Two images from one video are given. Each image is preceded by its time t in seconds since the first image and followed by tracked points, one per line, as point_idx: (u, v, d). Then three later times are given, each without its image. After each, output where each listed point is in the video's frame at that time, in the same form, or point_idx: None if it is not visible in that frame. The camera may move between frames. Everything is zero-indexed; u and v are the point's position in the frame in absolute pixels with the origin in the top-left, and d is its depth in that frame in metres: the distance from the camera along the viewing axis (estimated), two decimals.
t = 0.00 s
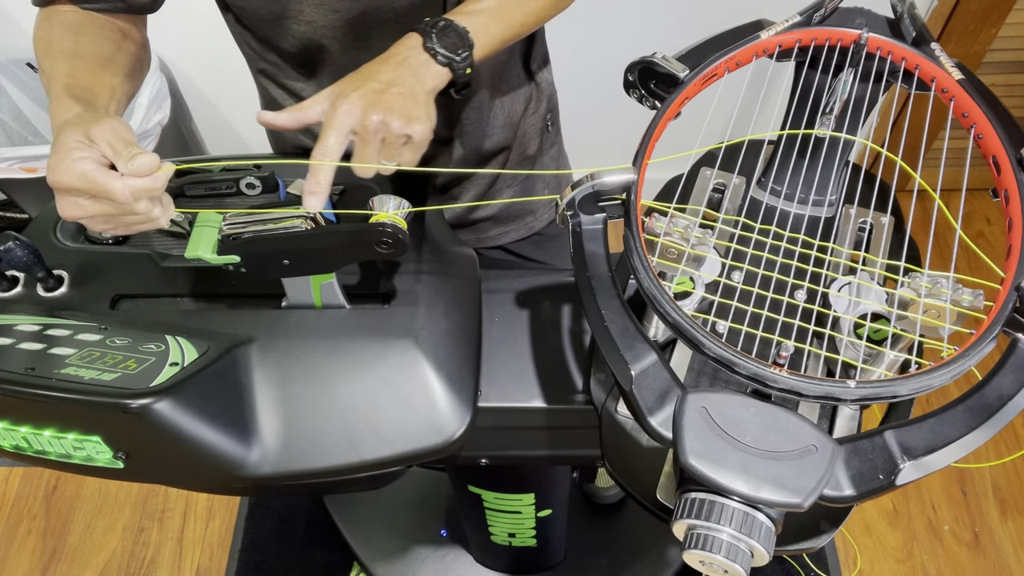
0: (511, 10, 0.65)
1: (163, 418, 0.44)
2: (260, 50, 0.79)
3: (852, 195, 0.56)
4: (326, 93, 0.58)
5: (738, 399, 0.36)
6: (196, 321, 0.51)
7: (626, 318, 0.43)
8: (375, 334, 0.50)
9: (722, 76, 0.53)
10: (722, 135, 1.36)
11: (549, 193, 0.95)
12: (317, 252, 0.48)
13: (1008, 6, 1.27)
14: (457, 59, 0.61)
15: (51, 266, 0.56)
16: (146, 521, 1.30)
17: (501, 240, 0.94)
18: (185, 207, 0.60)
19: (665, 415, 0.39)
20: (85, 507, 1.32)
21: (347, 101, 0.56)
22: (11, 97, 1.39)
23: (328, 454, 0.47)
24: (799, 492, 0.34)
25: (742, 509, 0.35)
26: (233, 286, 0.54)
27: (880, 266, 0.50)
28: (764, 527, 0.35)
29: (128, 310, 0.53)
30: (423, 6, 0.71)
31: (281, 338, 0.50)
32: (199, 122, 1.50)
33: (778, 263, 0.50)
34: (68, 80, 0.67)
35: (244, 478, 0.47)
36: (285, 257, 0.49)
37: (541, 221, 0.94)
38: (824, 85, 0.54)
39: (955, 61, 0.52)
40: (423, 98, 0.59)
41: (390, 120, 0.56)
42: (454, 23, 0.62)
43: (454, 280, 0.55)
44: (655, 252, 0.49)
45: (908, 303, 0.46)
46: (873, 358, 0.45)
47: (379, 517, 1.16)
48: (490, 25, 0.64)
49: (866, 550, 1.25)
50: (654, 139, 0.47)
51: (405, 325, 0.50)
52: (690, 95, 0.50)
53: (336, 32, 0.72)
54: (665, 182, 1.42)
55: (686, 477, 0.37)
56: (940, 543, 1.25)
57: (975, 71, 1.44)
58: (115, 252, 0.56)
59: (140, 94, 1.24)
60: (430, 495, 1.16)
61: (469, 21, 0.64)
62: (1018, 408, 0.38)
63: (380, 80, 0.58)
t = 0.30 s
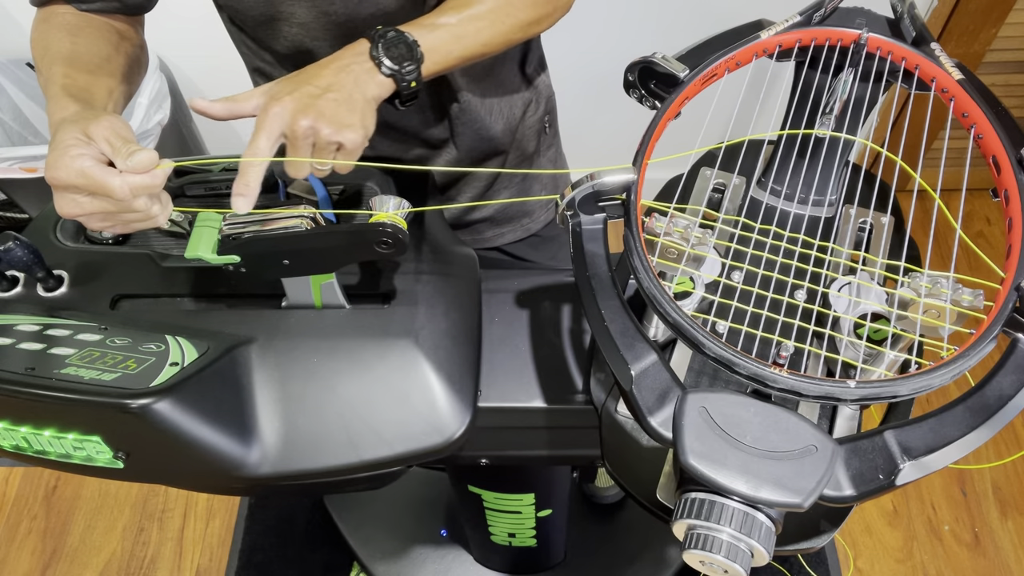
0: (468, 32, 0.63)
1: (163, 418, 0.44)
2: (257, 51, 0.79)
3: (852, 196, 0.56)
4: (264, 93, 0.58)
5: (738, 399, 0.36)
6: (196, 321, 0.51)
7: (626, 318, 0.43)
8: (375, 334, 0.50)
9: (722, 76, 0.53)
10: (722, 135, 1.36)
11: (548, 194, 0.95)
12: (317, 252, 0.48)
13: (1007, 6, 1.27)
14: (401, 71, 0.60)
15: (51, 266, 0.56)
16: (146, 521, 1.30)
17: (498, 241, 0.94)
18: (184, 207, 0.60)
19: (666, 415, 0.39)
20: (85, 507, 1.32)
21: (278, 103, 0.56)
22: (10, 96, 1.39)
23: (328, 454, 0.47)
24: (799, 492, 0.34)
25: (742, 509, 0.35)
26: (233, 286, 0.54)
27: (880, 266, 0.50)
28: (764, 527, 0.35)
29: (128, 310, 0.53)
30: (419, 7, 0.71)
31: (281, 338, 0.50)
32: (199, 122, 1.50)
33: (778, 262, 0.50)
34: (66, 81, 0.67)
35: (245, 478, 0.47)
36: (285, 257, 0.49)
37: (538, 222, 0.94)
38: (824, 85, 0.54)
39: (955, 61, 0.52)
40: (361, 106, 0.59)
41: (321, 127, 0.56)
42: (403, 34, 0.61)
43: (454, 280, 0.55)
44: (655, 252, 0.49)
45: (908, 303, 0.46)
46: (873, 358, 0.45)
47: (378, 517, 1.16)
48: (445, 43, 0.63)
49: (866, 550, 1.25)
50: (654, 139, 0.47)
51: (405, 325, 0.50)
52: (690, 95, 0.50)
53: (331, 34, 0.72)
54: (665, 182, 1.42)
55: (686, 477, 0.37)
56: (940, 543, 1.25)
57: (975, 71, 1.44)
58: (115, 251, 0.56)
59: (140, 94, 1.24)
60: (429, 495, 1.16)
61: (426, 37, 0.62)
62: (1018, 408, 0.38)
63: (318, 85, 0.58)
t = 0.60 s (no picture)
0: (435, 48, 0.63)
1: (163, 418, 0.44)
2: (257, 52, 0.79)
3: (852, 195, 0.56)
4: (220, 97, 0.62)
5: (738, 399, 0.36)
6: (196, 321, 0.51)
7: (627, 318, 0.43)
8: (375, 334, 0.50)
9: (722, 76, 0.53)
10: (722, 135, 1.36)
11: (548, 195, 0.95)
12: (316, 252, 0.48)
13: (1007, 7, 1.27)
14: (358, 83, 0.61)
15: (51, 266, 0.55)
16: (146, 521, 1.30)
17: (498, 242, 0.94)
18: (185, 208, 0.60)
19: (666, 415, 0.39)
20: (85, 507, 1.32)
21: (229, 109, 0.59)
22: (10, 96, 1.39)
23: (328, 454, 0.47)
24: (799, 493, 0.34)
25: (742, 509, 0.35)
26: (233, 286, 0.54)
27: (880, 266, 0.50)
28: (764, 527, 0.35)
29: (128, 310, 0.53)
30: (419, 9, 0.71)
31: (281, 338, 0.50)
32: (199, 122, 1.50)
33: (778, 262, 0.50)
34: (66, 84, 0.67)
35: (244, 478, 0.47)
36: (285, 257, 0.49)
37: (538, 224, 0.94)
38: (824, 85, 0.54)
39: (955, 61, 0.52)
40: (315, 116, 0.61)
41: (267, 135, 0.58)
42: (366, 46, 0.62)
43: (454, 280, 0.55)
44: (655, 252, 0.49)
45: (908, 303, 0.46)
46: (873, 358, 0.45)
47: (378, 517, 1.16)
48: (411, 58, 0.63)
49: (866, 550, 1.25)
50: (654, 139, 0.47)
51: (405, 325, 0.50)
52: (690, 95, 0.50)
53: (329, 36, 0.72)
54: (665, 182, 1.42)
55: (686, 477, 0.37)
56: (941, 543, 1.25)
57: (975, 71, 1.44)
58: (115, 251, 0.56)
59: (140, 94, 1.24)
60: (429, 495, 1.16)
61: (391, 51, 0.63)
62: (1017, 408, 0.38)
63: (272, 93, 0.60)
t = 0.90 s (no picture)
0: (444, 48, 0.63)
1: (163, 418, 0.44)
2: (259, 53, 0.79)
3: (852, 195, 0.56)
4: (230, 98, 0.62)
5: (738, 399, 0.36)
6: (196, 321, 0.51)
7: (626, 318, 0.43)
8: (375, 334, 0.50)
9: (722, 76, 0.53)
10: (722, 135, 1.36)
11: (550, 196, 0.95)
12: (316, 252, 0.48)
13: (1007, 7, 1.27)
14: (367, 85, 0.62)
15: (51, 266, 0.55)
16: (146, 521, 1.30)
17: (501, 243, 0.94)
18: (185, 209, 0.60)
19: (666, 415, 0.39)
20: (85, 507, 1.32)
21: (237, 112, 0.59)
22: (10, 96, 1.39)
23: (328, 454, 0.47)
24: (799, 493, 0.34)
25: (742, 509, 0.35)
26: (233, 286, 0.54)
27: (880, 266, 0.50)
28: (764, 527, 0.35)
29: (128, 310, 0.53)
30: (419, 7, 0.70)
31: (281, 338, 0.50)
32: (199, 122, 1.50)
33: (778, 262, 0.50)
34: (70, 85, 0.67)
35: (244, 478, 0.47)
36: (285, 257, 0.49)
37: (542, 224, 0.94)
38: (824, 85, 0.54)
39: (955, 61, 0.52)
40: (323, 118, 0.61)
41: (275, 140, 0.58)
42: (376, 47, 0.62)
43: (454, 280, 0.55)
44: (655, 252, 0.49)
45: (908, 303, 0.46)
46: (873, 358, 0.45)
47: (379, 517, 1.16)
48: (420, 58, 0.63)
49: (866, 550, 1.25)
50: (654, 139, 0.47)
51: (406, 325, 0.50)
52: (690, 95, 0.50)
53: (332, 37, 0.72)
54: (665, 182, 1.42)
55: (687, 477, 0.37)
56: (940, 543, 1.25)
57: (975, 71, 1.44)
58: (115, 252, 0.56)
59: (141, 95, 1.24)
60: (430, 495, 1.16)
61: (400, 51, 0.63)
62: (1017, 408, 0.38)
63: (280, 96, 0.60)
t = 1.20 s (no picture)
0: None
1: (163, 418, 0.44)
2: (259, 54, 0.79)
3: (852, 195, 0.56)
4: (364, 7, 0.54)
5: (738, 399, 0.36)
6: (196, 321, 0.51)
7: (627, 318, 0.43)
8: (375, 334, 0.50)
9: (722, 76, 0.53)
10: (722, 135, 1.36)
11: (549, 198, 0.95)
12: (316, 251, 0.48)
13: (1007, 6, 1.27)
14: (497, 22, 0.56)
15: (51, 266, 0.55)
16: (146, 521, 1.30)
17: (500, 247, 0.95)
18: (186, 209, 0.61)
19: (666, 415, 0.39)
20: (85, 507, 1.32)
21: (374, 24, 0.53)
22: (10, 96, 1.39)
23: (328, 454, 0.47)
24: (799, 493, 0.34)
25: (742, 509, 0.35)
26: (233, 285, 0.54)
27: (880, 266, 0.50)
28: (764, 527, 0.35)
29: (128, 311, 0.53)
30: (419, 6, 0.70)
31: (281, 339, 0.50)
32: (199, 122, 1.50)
33: (778, 263, 0.50)
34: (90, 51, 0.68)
35: (245, 478, 0.47)
36: (285, 257, 0.48)
37: (541, 228, 0.95)
38: (825, 85, 0.54)
39: (955, 61, 0.52)
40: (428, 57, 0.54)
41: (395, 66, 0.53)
42: None
43: (454, 281, 0.55)
44: (656, 252, 0.49)
45: (908, 303, 0.46)
46: (873, 358, 0.45)
47: (379, 517, 1.16)
48: None
49: (866, 550, 1.25)
50: (654, 139, 0.47)
51: (406, 325, 0.50)
52: (690, 95, 0.50)
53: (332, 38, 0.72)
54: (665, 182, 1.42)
55: (686, 477, 0.37)
56: (940, 543, 1.25)
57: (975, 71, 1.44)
58: (115, 252, 0.56)
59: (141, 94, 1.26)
60: (430, 495, 1.16)
61: None
62: (1017, 408, 0.38)
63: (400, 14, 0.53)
